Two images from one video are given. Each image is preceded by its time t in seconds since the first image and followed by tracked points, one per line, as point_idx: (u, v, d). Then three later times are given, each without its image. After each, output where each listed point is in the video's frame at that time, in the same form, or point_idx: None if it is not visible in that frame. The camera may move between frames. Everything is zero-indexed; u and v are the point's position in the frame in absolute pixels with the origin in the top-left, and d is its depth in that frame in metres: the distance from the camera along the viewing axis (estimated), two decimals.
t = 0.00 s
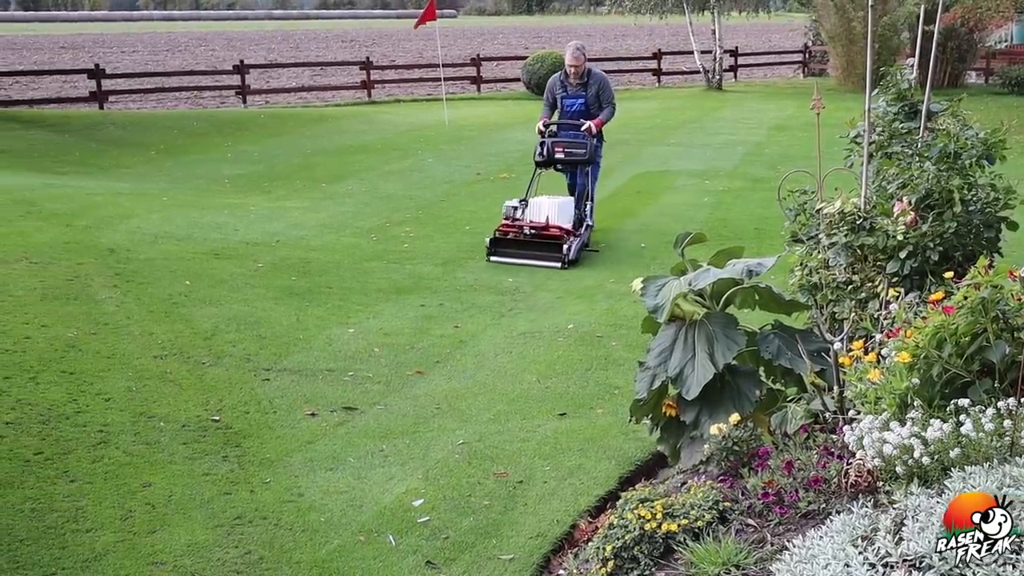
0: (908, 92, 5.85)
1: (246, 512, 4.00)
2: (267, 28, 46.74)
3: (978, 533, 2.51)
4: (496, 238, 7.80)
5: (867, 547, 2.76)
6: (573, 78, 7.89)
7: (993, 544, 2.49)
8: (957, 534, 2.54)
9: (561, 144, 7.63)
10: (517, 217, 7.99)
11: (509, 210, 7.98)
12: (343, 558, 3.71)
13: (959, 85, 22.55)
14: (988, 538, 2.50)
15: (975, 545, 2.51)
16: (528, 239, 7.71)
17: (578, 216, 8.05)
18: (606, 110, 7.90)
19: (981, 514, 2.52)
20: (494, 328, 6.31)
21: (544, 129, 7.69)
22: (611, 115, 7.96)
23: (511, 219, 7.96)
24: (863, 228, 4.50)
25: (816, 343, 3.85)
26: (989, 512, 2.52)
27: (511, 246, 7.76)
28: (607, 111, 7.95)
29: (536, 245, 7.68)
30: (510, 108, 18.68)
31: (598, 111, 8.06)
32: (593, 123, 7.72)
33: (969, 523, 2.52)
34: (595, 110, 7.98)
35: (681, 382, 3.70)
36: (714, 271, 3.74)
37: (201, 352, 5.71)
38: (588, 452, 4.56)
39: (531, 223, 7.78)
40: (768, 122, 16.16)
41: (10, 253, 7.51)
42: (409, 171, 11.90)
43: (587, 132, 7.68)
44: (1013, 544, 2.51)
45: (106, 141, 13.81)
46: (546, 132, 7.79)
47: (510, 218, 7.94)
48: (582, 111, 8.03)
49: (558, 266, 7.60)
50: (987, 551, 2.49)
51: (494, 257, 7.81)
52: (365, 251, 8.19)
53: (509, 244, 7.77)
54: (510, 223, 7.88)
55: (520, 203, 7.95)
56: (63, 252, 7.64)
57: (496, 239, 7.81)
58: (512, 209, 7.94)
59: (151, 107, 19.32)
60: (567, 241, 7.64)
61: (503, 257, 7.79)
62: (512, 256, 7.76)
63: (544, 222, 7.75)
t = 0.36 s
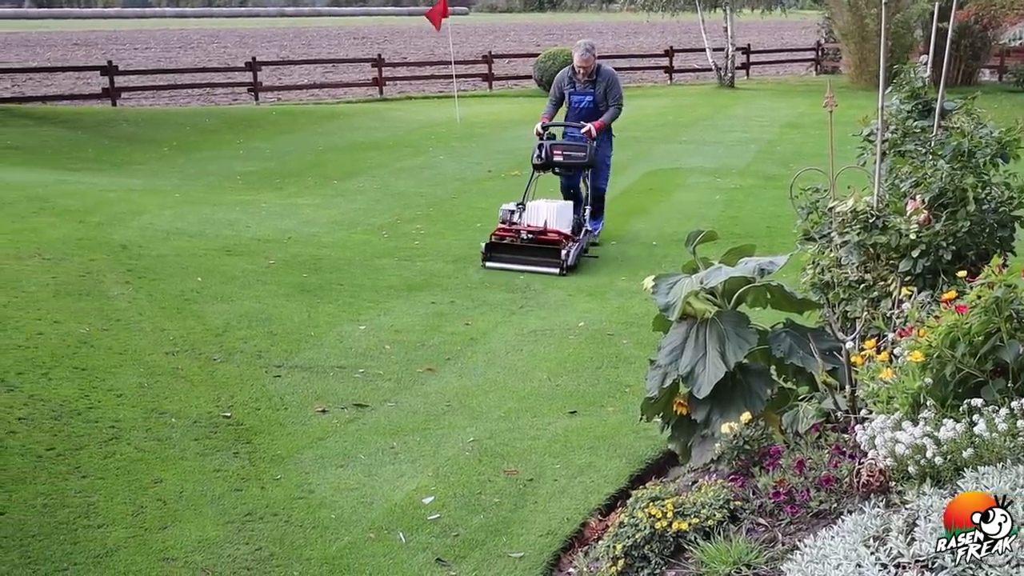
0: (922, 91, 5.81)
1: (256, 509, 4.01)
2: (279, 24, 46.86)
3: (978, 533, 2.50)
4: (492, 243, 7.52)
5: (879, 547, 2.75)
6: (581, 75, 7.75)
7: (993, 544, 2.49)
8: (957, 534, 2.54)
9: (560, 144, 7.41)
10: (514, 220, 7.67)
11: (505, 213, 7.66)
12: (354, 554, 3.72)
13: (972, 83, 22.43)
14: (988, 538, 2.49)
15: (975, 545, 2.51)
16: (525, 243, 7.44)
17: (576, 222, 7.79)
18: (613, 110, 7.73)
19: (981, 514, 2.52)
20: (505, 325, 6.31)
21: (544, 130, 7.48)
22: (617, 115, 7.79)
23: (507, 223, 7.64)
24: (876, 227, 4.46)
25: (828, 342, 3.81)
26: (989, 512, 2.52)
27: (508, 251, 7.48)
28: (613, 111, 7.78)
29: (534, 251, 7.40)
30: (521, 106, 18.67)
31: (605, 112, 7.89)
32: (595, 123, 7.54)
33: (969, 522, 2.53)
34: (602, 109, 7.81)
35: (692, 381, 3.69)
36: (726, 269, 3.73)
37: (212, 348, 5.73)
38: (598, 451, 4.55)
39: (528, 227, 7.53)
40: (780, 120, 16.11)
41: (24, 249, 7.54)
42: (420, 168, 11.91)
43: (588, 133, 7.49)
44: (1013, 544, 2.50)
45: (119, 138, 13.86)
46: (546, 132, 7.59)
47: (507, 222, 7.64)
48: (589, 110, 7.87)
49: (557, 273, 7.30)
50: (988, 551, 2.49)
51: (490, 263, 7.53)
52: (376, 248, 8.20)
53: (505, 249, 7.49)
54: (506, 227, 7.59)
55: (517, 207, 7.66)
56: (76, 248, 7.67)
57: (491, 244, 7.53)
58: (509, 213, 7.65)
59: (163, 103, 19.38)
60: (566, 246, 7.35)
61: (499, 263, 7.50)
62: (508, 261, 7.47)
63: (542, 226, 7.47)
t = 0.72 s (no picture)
0: (940, 87, 5.79)
1: (271, 504, 4.02)
2: (294, 21, 46.99)
3: (978, 533, 2.47)
4: (491, 248, 7.28)
5: (895, 547, 2.72)
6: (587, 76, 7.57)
7: (992, 544, 2.46)
8: (957, 534, 2.49)
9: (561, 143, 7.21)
10: (514, 224, 7.41)
11: (503, 217, 7.36)
12: (368, 550, 3.72)
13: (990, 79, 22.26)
14: (988, 538, 2.46)
15: (975, 546, 2.48)
16: (525, 249, 7.20)
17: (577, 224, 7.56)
18: (620, 111, 7.53)
19: (981, 514, 2.46)
20: (519, 322, 6.30)
21: (544, 129, 7.29)
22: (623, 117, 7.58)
23: (506, 227, 7.35)
24: (893, 224, 4.39)
25: (844, 340, 3.86)
26: (989, 512, 2.46)
27: (508, 257, 7.24)
28: (620, 113, 7.57)
29: (535, 256, 7.17)
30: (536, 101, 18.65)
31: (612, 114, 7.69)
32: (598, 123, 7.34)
33: (969, 523, 2.47)
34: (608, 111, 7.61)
35: (707, 378, 3.67)
36: (741, 267, 3.71)
37: (227, 344, 5.75)
38: (613, 448, 4.54)
39: (529, 232, 7.27)
40: (796, 116, 16.01)
41: (41, 244, 7.58)
42: (434, 164, 11.91)
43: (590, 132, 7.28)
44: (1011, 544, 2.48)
45: (135, 133, 13.93)
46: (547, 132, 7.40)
47: (506, 225, 7.38)
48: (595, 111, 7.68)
49: (559, 279, 7.08)
50: (987, 551, 2.47)
51: (489, 269, 7.28)
52: (391, 243, 8.20)
53: (504, 254, 7.25)
54: (505, 231, 7.32)
55: (516, 210, 7.40)
56: (92, 243, 7.71)
57: (490, 249, 7.28)
58: (508, 216, 7.39)
59: (179, 99, 19.44)
60: (567, 252, 7.13)
61: (498, 269, 7.26)
62: (508, 267, 7.24)
63: (543, 231, 7.23)
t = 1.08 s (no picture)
0: (960, 83, 5.71)
1: (286, 499, 4.03)
2: (310, 16, 47.07)
3: (978, 534, 2.54)
4: (490, 255, 7.01)
5: (913, 546, 2.70)
6: (583, 72, 7.33)
7: (994, 545, 2.52)
8: (957, 535, 2.57)
9: (561, 143, 6.97)
10: (513, 228, 7.14)
11: (503, 220, 7.15)
12: (382, 545, 3.73)
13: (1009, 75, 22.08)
14: (989, 539, 2.53)
15: (975, 545, 2.54)
16: (525, 255, 6.92)
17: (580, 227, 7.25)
18: (619, 107, 7.31)
19: (982, 515, 2.56)
20: (533, 317, 6.29)
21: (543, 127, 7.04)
22: (624, 112, 7.35)
23: (506, 230, 7.14)
24: (911, 221, 4.38)
25: (861, 337, 3.81)
26: (990, 513, 2.56)
27: (508, 262, 6.96)
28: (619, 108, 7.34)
29: (535, 262, 6.88)
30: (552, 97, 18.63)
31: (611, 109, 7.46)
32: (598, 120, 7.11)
33: (970, 523, 2.56)
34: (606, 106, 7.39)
35: (723, 375, 3.65)
36: (758, 263, 3.69)
37: (242, 339, 5.76)
38: (628, 444, 4.53)
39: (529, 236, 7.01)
40: (813, 112, 15.93)
41: (58, 238, 7.63)
42: (450, 159, 11.92)
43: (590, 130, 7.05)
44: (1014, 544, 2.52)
45: (152, 128, 13.99)
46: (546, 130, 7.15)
47: (505, 231, 7.12)
48: (594, 108, 7.45)
49: (561, 286, 6.78)
50: (988, 551, 2.52)
51: (488, 276, 7.01)
52: (406, 239, 8.20)
53: (504, 260, 6.97)
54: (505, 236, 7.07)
55: (516, 214, 7.14)
56: (109, 237, 7.75)
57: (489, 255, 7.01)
58: (508, 221, 7.13)
59: (196, 94, 19.50)
60: (569, 258, 6.82)
61: (498, 275, 6.98)
62: (508, 274, 6.96)
63: (544, 236, 6.94)
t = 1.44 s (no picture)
0: (977, 79, 5.71)
1: (299, 495, 4.04)
2: (325, 12, 47.19)
3: (978, 533, 2.54)
4: (488, 261, 6.73)
5: (929, 547, 2.70)
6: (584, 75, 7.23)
7: (993, 544, 2.52)
8: (956, 534, 2.57)
9: (562, 146, 6.83)
10: (512, 234, 6.87)
11: (502, 226, 6.87)
12: (395, 542, 3.73)
13: None
14: (988, 538, 2.52)
15: (976, 545, 2.54)
16: (525, 261, 6.67)
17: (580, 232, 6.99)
18: (620, 113, 7.24)
19: (981, 514, 2.55)
20: (547, 314, 6.29)
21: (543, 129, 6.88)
22: (625, 117, 7.26)
23: (504, 236, 6.86)
24: (928, 219, 4.33)
25: (876, 336, 3.81)
26: (989, 512, 2.54)
27: (507, 270, 6.67)
28: (620, 113, 7.25)
29: (536, 269, 6.62)
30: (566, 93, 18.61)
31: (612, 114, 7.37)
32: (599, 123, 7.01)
33: (969, 522, 2.56)
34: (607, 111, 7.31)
35: (737, 373, 3.65)
36: (773, 261, 3.66)
37: (256, 334, 5.78)
38: (641, 443, 4.52)
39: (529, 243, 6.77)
40: (829, 109, 15.87)
41: (74, 234, 7.67)
42: (464, 155, 11.92)
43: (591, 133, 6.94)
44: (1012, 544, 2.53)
45: (168, 124, 14.04)
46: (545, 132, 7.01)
47: (504, 236, 6.85)
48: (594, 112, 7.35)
49: (562, 294, 6.53)
50: (988, 550, 2.52)
51: (486, 284, 6.70)
52: (420, 235, 8.21)
53: (503, 267, 6.69)
54: (503, 241, 6.80)
55: (515, 219, 6.87)
56: (124, 233, 7.79)
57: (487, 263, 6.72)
58: (507, 226, 6.86)
59: (211, 90, 19.59)
60: (571, 265, 6.58)
61: (496, 284, 6.68)
62: (506, 282, 6.67)
63: (545, 242, 6.69)
